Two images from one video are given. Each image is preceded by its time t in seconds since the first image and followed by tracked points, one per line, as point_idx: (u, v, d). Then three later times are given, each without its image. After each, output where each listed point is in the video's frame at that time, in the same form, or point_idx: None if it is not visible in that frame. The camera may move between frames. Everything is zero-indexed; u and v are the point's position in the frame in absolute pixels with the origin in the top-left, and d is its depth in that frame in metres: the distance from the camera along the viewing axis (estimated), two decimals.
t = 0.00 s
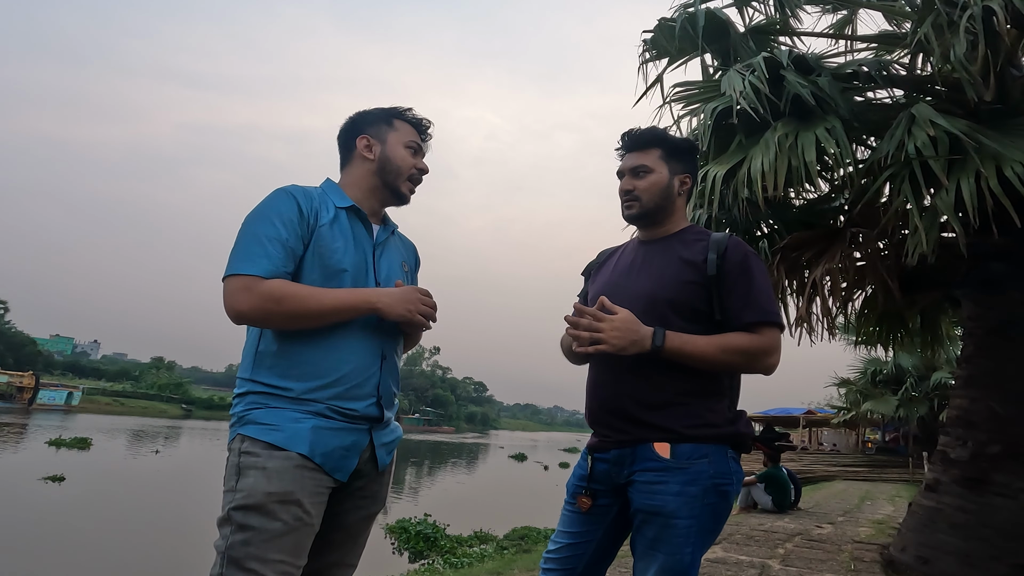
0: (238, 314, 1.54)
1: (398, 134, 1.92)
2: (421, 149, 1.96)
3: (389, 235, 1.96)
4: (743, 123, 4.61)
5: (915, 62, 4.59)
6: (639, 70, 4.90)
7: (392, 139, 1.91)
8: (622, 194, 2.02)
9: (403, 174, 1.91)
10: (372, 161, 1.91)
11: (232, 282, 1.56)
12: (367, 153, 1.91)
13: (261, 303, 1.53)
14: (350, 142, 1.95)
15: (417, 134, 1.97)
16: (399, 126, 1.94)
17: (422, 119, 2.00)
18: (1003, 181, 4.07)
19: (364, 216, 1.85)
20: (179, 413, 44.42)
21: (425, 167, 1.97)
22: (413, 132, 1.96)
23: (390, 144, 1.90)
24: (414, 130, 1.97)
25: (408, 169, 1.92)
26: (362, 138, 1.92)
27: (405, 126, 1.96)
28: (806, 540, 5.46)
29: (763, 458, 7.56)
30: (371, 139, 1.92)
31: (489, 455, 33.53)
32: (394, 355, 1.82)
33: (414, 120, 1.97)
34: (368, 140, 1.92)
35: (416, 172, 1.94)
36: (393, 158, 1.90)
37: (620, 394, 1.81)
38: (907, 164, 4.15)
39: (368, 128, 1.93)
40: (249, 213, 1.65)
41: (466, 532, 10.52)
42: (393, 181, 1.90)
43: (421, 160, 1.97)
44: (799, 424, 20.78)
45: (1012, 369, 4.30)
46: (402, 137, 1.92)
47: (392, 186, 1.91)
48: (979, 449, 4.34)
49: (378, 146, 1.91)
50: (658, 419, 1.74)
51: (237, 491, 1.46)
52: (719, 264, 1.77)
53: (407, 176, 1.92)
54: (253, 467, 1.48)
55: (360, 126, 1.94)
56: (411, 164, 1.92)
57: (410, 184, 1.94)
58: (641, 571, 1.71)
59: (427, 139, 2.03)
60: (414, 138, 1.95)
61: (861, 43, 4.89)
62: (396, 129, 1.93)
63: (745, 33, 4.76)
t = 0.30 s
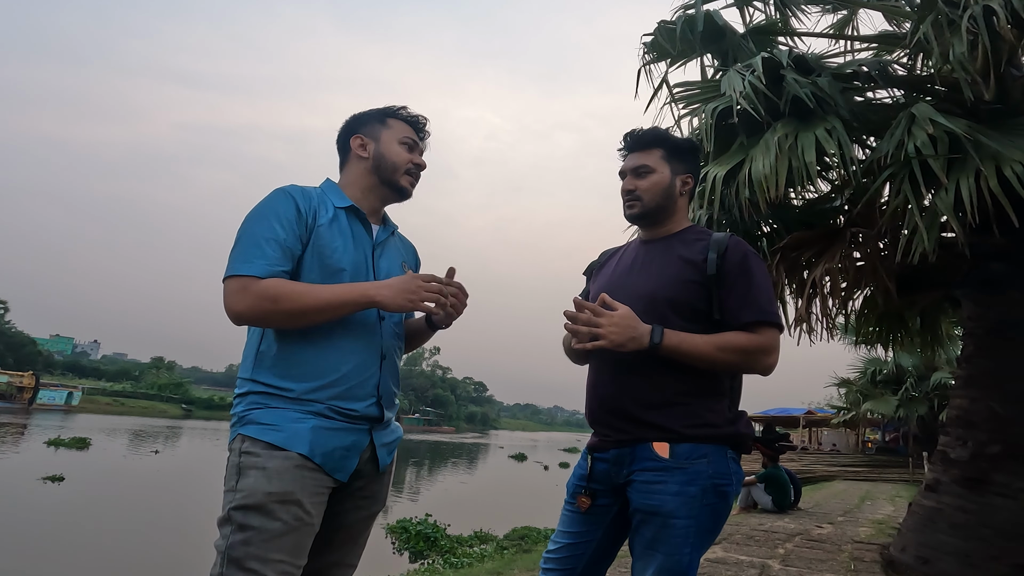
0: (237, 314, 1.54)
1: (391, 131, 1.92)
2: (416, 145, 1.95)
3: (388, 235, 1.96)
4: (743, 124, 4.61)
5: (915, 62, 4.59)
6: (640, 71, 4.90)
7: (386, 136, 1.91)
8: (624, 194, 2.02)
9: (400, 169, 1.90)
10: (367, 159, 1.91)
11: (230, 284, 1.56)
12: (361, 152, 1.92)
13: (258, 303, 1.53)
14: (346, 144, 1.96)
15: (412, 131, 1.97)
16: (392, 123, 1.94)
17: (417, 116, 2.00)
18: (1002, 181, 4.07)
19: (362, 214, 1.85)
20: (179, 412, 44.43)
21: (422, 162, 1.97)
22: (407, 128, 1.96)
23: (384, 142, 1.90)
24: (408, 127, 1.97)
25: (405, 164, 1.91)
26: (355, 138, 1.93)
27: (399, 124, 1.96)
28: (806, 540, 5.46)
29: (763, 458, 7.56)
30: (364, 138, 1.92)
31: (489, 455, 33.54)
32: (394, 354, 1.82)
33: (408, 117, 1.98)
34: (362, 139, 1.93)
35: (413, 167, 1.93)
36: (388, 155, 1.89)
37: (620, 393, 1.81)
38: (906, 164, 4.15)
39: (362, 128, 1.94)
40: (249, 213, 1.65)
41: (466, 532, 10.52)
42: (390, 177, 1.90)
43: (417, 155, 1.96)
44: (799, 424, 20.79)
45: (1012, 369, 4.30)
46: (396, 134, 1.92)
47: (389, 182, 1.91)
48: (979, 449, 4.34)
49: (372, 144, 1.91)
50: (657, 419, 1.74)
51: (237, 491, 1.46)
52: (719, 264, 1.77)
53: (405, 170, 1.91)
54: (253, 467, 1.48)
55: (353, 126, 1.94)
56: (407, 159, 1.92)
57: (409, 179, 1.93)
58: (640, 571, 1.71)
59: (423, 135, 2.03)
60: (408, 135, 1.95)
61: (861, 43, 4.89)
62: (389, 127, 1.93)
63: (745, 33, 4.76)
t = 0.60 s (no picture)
0: (236, 315, 1.54)
1: (395, 134, 1.92)
2: (419, 149, 1.96)
3: (387, 236, 1.96)
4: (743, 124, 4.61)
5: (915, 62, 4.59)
6: (640, 71, 4.90)
7: (390, 139, 1.91)
8: (625, 194, 2.03)
9: (401, 174, 1.90)
10: (369, 161, 1.91)
11: (223, 282, 1.56)
12: (364, 153, 1.92)
13: (249, 304, 1.53)
14: (350, 143, 1.96)
15: (417, 134, 1.97)
16: (397, 126, 1.94)
17: (423, 120, 2.00)
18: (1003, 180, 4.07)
19: (362, 215, 1.86)
20: (179, 412, 44.42)
21: (423, 166, 1.97)
22: (412, 132, 1.96)
23: (387, 145, 1.91)
24: (413, 130, 1.97)
25: (406, 169, 1.91)
26: (359, 139, 1.93)
27: (405, 127, 1.96)
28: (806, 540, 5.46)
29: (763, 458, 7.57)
30: (368, 139, 1.92)
31: (489, 455, 33.55)
32: (395, 354, 1.82)
33: (414, 120, 1.98)
34: (366, 140, 1.93)
35: (414, 172, 1.94)
36: (390, 158, 1.90)
37: (621, 393, 1.82)
38: (906, 164, 4.15)
39: (366, 128, 1.94)
40: (248, 211, 1.65)
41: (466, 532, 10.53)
42: (390, 181, 1.90)
43: (419, 160, 1.96)
44: (799, 424, 20.80)
45: (1012, 369, 4.30)
46: (400, 137, 1.93)
47: (389, 185, 1.91)
48: (979, 449, 4.34)
49: (375, 146, 1.91)
50: (659, 419, 1.74)
51: (239, 492, 1.47)
52: (722, 265, 1.77)
53: (406, 175, 1.92)
54: (255, 467, 1.48)
55: (358, 126, 1.95)
56: (409, 163, 1.92)
57: (409, 183, 1.94)
58: (644, 571, 1.71)
59: (427, 139, 2.03)
60: (412, 139, 1.95)
61: (861, 43, 4.88)
62: (393, 129, 1.93)
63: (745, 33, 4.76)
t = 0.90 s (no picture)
0: (237, 317, 1.54)
1: (393, 132, 1.93)
2: (417, 148, 1.96)
3: (387, 235, 1.96)
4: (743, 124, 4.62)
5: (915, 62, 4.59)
6: (640, 72, 4.90)
7: (387, 138, 1.91)
8: (623, 194, 2.03)
9: (399, 172, 1.91)
10: (367, 160, 1.91)
11: (224, 284, 1.56)
12: (362, 152, 1.92)
13: (250, 305, 1.53)
14: (346, 142, 1.96)
15: (414, 133, 1.97)
16: (394, 125, 1.94)
17: (420, 118, 2.01)
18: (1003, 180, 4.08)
19: (363, 215, 1.86)
20: (179, 412, 44.43)
21: (421, 165, 1.97)
22: (409, 130, 1.96)
23: (384, 143, 1.91)
24: (410, 128, 1.97)
25: (404, 167, 1.92)
26: (357, 137, 1.93)
27: (402, 125, 1.96)
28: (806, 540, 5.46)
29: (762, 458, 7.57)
30: (366, 138, 1.93)
31: (489, 455, 33.56)
32: (397, 353, 1.82)
33: (411, 119, 1.98)
34: (363, 139, 1.93)
35: (413, 170, 1.94)
36: (388, 157, 1.90)
37: (622, 395, 1.82)
38: (907, 164, 4.16)
39: (364, 128, 1.95)
40: (248, 214, 1.65)
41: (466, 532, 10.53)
42: (389, 179, 1.91)
43: (417, 158, 1.96)
44: (799, 424, 20.81)
45: (1012, 369, 4.30)
46: (398, 135, 1.93)
47: (389, 184, 1.92)
48: (979, 449, 4.35)
49: (372, 144, 1.91)
50: (660, 420, 1.74)
51: (241, 492, 1.47)
52: (722, 266, 1.78)
53: (404, 174, 1.92)
54: (257, 467, 1.48)
55: (356, 126, 1.95)
56: (407, 162, 1.92)
57: (408, 182, 1.94)
58: (644, 571, 1.71)
59: (424, 137, 2.03)
60: (410, 137, 1.95)
61: (861, 43, 4.89)
62: (391, 128, 1.93)
63: (745, 34, 4.77)
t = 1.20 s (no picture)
0: (243, 317, 1.55)
1: (390, 131, 1.93)
2: (415, 145, 1.96)
3: (389, 234, 1.96)
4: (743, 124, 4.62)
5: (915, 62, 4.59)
6: (640, 71, 4.90)
7: (384, 137, 1.91)
8: (622, 194, 2.03)
9: (399, 170, 1.91)
10: (365, 160, 1.92)
11: (234, 286, 1.57)
12: (360, 153, 1.92)
13: (261, 306, 1.54)
14: (343, 144, 1.96)
15: (410, 130, 1.97)
16: (391, 123, 1.94)
17: (416, 115, 2.01)
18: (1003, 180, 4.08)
19: (364, 215, 1.86)
20: (179, 412, 44.42)
21: (420, 162, 1.97)
22: (406, 128, 1.96)
23: (382, 142, 1.91)
24: (406, 126, 1.97)
25: (403, 165, 1.92)
26: (353, 138, 1.93)
27: (398, 123, 1.96)
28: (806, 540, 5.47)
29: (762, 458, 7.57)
30: (362, 138, 1.93)
31: (489, 455, 33.56)
32: (398, 352, 1.83)
33: (408, 117, 1.98)
34: (361, 140, 1.93)
35: (412, 167, 1.94)
36: (387, 156, 1.90)
37: (617, 394, 1.82)
38: (907, 164, 4.16)
39: (360, 128, 1.94)
40: (251, 214, 1.65)
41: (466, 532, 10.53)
42: (388, 177, 1.90)
43: (416, 156, 1.97)
44: (799, 424, 20.81)
45: (1012, 369, 4.30)
46: (394, 134, 1.93)
47: (389, 183, 1.92)
48: (979, 449, 4.35)
49: (370, 144, 1.91)
50: (655, 420, 1.74)
51: (242, 492, 1.47)
52: (717, 267, 1.78)
53: (403, 172, 1.92)
54: (258, 467, 1.48)
55: (352, 127, 1.95)
56: (406, 159, 1.92)
57: (408, 179, 1.94)
58: (638, 570, 1.71)
59: (421, 135, 2.03)
60: (407, 135, 1.95)
61: (862, 43, 4.88)
62: (387, 127, 1.93)
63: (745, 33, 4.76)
